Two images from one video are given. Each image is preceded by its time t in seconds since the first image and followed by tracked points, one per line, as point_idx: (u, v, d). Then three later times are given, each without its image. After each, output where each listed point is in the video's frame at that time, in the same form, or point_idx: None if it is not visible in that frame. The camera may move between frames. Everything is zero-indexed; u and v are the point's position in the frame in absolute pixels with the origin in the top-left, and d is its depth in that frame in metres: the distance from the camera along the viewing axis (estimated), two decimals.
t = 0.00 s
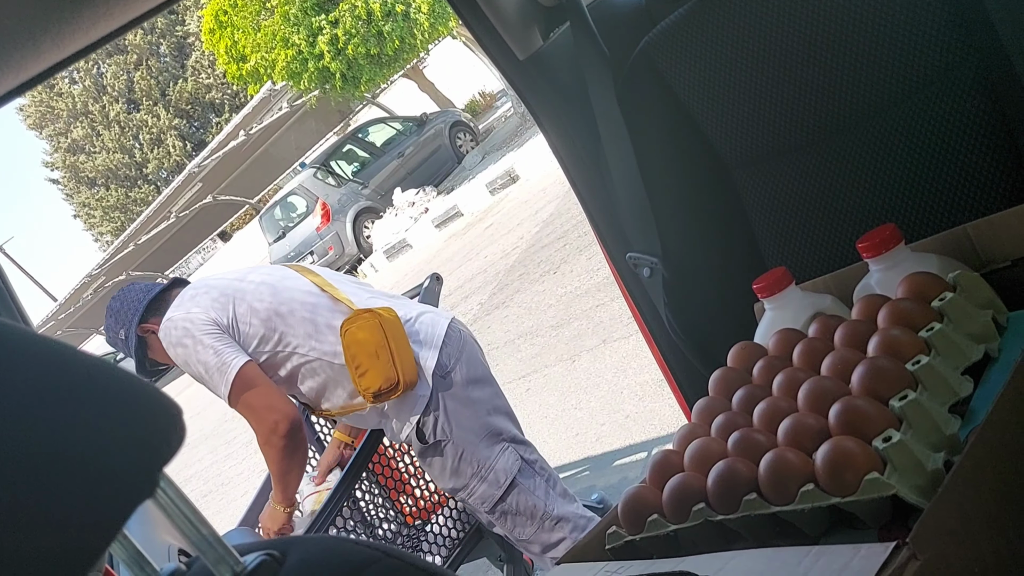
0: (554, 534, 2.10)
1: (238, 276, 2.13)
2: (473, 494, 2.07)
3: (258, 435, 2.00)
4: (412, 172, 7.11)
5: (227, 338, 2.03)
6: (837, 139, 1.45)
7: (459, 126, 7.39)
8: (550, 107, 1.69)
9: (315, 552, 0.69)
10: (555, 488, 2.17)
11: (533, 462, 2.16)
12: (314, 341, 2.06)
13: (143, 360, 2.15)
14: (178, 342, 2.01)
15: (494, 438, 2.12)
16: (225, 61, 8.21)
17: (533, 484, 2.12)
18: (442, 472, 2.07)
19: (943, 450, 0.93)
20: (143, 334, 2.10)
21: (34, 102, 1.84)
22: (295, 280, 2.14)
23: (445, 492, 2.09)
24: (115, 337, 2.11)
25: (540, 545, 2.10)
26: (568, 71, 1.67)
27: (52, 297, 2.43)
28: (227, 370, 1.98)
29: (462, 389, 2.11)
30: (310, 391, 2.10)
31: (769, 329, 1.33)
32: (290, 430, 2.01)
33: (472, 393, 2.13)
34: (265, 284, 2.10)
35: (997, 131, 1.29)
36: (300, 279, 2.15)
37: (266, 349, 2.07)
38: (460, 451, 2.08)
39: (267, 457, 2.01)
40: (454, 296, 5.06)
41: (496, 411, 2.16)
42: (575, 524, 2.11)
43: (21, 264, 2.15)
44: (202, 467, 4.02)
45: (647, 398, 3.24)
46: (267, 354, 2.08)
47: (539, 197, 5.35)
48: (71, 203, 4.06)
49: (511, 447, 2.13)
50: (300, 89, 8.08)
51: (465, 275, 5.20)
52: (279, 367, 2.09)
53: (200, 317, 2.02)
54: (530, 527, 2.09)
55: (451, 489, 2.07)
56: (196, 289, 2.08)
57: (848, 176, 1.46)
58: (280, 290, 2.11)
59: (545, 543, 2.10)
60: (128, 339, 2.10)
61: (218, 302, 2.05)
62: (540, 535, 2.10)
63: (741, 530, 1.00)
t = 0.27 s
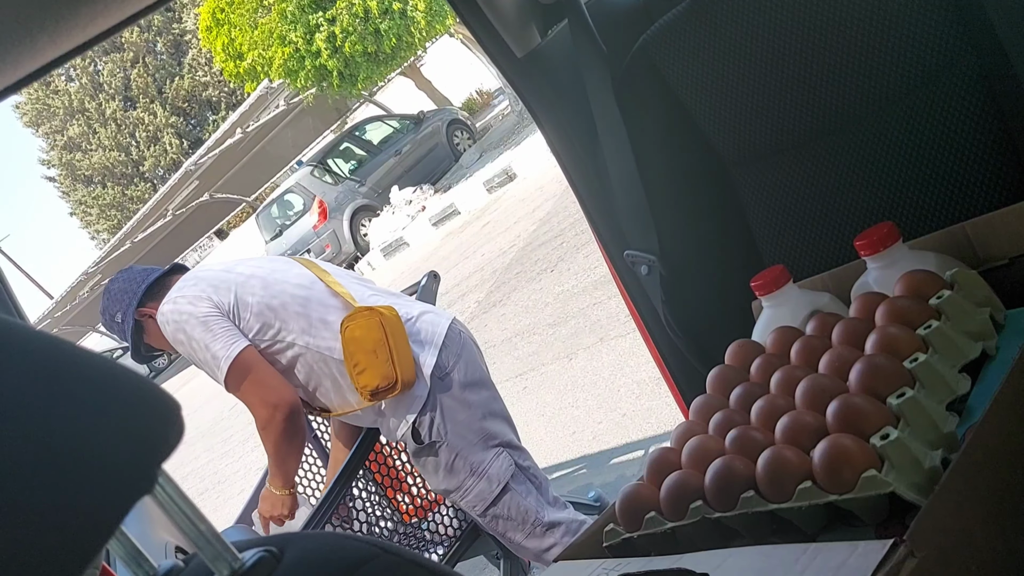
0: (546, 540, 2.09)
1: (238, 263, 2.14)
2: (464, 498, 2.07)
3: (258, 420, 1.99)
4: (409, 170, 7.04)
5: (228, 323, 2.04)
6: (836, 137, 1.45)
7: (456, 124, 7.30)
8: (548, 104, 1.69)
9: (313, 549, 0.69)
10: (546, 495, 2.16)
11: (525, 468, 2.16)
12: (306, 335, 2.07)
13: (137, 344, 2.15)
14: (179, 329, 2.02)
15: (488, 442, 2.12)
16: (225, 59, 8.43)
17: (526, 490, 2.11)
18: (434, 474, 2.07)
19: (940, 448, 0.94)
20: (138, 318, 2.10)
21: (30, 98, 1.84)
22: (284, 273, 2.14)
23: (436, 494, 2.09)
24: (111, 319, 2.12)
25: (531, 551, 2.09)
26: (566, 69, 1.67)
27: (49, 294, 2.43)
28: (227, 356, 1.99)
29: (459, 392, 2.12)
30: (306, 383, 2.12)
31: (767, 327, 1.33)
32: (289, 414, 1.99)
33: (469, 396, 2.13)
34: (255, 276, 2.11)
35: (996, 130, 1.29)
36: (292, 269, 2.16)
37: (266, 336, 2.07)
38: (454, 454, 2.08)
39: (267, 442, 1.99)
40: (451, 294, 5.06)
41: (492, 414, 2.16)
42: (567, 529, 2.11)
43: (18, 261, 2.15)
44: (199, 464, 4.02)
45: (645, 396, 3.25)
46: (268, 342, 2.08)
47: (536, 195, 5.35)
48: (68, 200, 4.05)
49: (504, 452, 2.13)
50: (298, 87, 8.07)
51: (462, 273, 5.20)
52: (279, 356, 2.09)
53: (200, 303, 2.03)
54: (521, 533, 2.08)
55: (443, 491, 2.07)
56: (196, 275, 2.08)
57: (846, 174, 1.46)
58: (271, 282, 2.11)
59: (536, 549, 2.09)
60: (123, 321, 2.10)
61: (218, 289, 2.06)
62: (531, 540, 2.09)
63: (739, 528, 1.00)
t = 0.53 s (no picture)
0: (549, 533, 2.10)
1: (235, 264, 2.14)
2: (469, 489, 2.07)
3: (264, 420, 1.99)
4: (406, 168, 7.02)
5: (227, 322, 2.04)
6: (833, 137, 1.45)
7: (453, 123, 7.29)
8: (545, 103, 1.69)
9: (309, 550, 0.68)
10: (550, 487, 2.18)
11: (529, 460, 2.18)
12: (302, 333, 2.07)
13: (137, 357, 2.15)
14: (178, 334, 2.03)
15: (492, 433, 2.14)
16: (219, 56, 8.05)
17: (530, 481, 2.13)
18: (438, 466, 2.08)
19: (937, 448, 0.94)
20: (135, 329, 2.10)
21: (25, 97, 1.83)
22: (278, 270, 2.15)
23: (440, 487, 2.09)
24: (107, 334, 2.11)
25: (534, 543, 2.11)
26: (563, 69, 1.67)
27: (44, 292, 2.42)
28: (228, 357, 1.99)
29: (463, 383, 2.15)
30: (307, 382, 2.12)
31: (763, 327, 1.33)
32: (295, 410, 2.01)
33: (472, 388, 2.16)
34: (249, 275, 2.11)
35: (993, 130, 1.29)
36: (287, 267, 2.17)
37: (266, 335, 2.07)
38: (459, 445, 2.09)
39: (274, 438, 1.99)
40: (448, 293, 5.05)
41: (495, 406, 2.19)
42: (570, 522, 2.12)
43: (13, 260, 2.14)
44: (195, 463, 4.01)
45: (642, 395, 3.25)
46: (268, 340, 2.08)
47: (533, 194, 5.35)
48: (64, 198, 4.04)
49: (508, 444, 2.15)
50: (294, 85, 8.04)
51: (459, 272, 5.20)
52: (281, 353, 2.09)
53: (198, 306, 2.03)
54: (525, 525, 2.09)
55: (446, 483, 2.07)
56: (192, 280, 2.09)
57: (843, 174, 1.46)
58: (265, 280, 2.11)
59: (539, 541, 2.10)
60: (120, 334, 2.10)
61: (216, 291, 2.07)
62: (535, 532, 2.10)
63: (736, 528, 1.00)
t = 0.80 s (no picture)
0: (548, 531, 2.11)
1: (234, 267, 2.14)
2: (468, 488, 2.08)
3: (268, 424, 1.99)
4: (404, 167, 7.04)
5: (226, 326, 2.03)
6: (830, 137, 1.45)
7: (452, 122, 7.30)
8: (543, 102, 1.69)
9: (307, 551, 0.68)
10: (549, 486, 2.19)
11: (529, 458, 2.19)
12: (299, 333, 2.07)
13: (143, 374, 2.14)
14: (178, 339, 2.02)
15: (491, 432, 2.16)
16: (218, 56, 8.22)
17: (529, 480, 2.14)
18: (437, 466, 2.08)
19: (935, 448, 0.94)
20: (137, 348, 2.08)
21: (22, 96, 1.83)
22: (277, 271, 2.15)
23: (439, 487, 2.09)
24: (109, 356, 2.09)
25: (534, 541, 2.12)
26: (562, 68, 1.67)
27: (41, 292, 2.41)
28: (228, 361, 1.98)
29: (462, 381, 2.16)
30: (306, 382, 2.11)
31: (762, 327, 1.33)
32: (299, 411, 2.01)
33: (471, 386, 2.17)
34: (248, 275, 2.12)
35: (990, 131, 1.30)
36: (284, 268, 2.17)
37: (265, 337, 2.07)
38: (458, 445, 2.10)
39: (280, 441, 1.98)
40: (446, 293, 5.05)
41: (494, 405, 2.20)
42: (569, 520, 2.14)
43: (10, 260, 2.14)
44: (192, 463, 4.01)
45: (640, 395, 3.25)
46: (268, 342, 2.08)
47: (531, 194, 5.35)
48: (61, 197, 4.03)
49: (507, 442, 2.16)
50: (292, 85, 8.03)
51: (457, 272, 5.20)
52: (279, 356, 2.09)
53: (197, 310, 2.03)
54: (524, 523, 2.10)
55: (445, 482, 2.07)
56: (190, 284, 2.08)
57: (840, 174, 1.46)
58: (264, 279, 2.12)
59: (538, 540, 2.11)
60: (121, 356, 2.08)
61: (215, 294, 2.06)
62: (534, 531, 2.11)
63: (734, 528, 1.01)
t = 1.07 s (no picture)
0: (548, 530, 2.12)
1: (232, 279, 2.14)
2: (468, 487, 2.08)
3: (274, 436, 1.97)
4: (403, 167, 7.05)
5: (226, 338, 2.03)
6: (829, 138, 1.45)
7: (450, 122, 7.33)
8: (541, 103, 1.69)
9: (306, 551, 0.68)
10: (550, 484, 2.20)
11: (529, 457, 2.19)
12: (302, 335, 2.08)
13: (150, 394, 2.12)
14: (180, 354, 2.01)
15: (492, 430, 2.16)
16: (217, 56, 8.32)
17: (529, 479, 2.15)
18: (437, 464, 2.08)
19: (933, 448, 0.94)
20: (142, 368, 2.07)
21: (19, 97, 1.82)
22: (283, 277, 2.16)
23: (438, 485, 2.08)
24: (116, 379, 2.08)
25: (533, 540, 2.12)
26: (561, 68, 1.67)
27: (39, 291, 2.41)
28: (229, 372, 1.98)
29: (463, 379, 2.16)
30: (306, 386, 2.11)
31: (760, 327, 1.33)
32: (304, 420, 1.99)
33: (471, 383, 2.18)
34: (257, 281, 2.13)
35: (989, 132, 1.30)
36: (289, 275, 2.17)
37: (266, 347, 2.07)
38: (458, 443, 2.10)
39: (285, 453, 1.94)
40: (445, 293, 5.05)
41: (494, 403, 2.21)
42: (569, 520, 2.14)
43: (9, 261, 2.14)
44: (191, 463, 4.01)
45: (638, 395, 3.25)
46: (269, 350, 2.08)
47: (530, 193, 5.35)
48: (59, 197, 4.02)
49: (508, 440, 2.17)
50: (290, 84, 8.03)
51: (456, 272, 5.19)
52: (281, 364, 2.09)
53: (197, 323, 2.02)
54: (524, 521, 2.11)
55: (445, 480, 2.07)
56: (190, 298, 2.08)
57: (839, 174, 1.46)
58: (270, 285, 2.12)
59: (538, 538, 2.11)
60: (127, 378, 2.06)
61: (215, 306, 2.06)
62: (534, 530, 2.12)
63: (732, 528, 1.01)
